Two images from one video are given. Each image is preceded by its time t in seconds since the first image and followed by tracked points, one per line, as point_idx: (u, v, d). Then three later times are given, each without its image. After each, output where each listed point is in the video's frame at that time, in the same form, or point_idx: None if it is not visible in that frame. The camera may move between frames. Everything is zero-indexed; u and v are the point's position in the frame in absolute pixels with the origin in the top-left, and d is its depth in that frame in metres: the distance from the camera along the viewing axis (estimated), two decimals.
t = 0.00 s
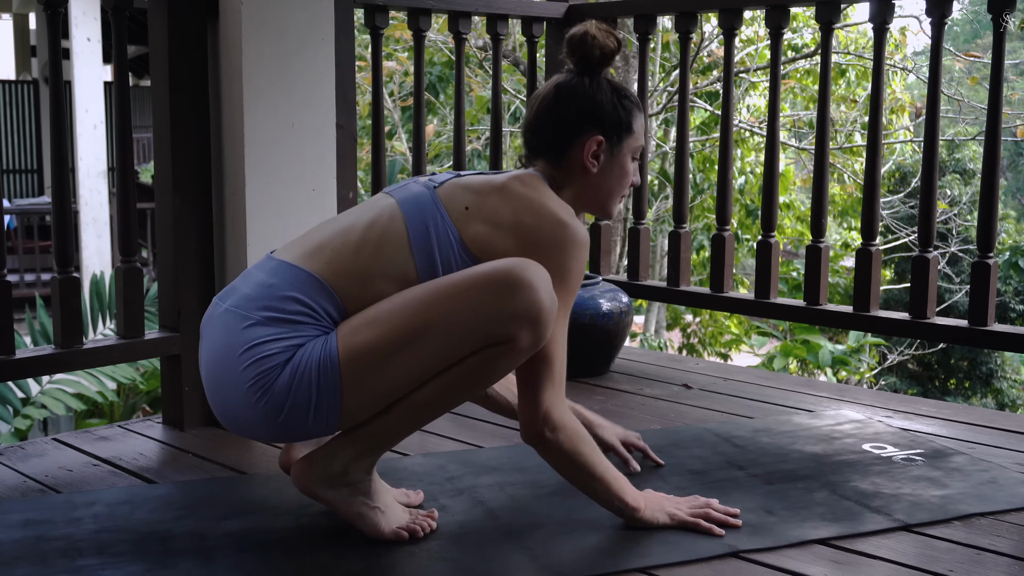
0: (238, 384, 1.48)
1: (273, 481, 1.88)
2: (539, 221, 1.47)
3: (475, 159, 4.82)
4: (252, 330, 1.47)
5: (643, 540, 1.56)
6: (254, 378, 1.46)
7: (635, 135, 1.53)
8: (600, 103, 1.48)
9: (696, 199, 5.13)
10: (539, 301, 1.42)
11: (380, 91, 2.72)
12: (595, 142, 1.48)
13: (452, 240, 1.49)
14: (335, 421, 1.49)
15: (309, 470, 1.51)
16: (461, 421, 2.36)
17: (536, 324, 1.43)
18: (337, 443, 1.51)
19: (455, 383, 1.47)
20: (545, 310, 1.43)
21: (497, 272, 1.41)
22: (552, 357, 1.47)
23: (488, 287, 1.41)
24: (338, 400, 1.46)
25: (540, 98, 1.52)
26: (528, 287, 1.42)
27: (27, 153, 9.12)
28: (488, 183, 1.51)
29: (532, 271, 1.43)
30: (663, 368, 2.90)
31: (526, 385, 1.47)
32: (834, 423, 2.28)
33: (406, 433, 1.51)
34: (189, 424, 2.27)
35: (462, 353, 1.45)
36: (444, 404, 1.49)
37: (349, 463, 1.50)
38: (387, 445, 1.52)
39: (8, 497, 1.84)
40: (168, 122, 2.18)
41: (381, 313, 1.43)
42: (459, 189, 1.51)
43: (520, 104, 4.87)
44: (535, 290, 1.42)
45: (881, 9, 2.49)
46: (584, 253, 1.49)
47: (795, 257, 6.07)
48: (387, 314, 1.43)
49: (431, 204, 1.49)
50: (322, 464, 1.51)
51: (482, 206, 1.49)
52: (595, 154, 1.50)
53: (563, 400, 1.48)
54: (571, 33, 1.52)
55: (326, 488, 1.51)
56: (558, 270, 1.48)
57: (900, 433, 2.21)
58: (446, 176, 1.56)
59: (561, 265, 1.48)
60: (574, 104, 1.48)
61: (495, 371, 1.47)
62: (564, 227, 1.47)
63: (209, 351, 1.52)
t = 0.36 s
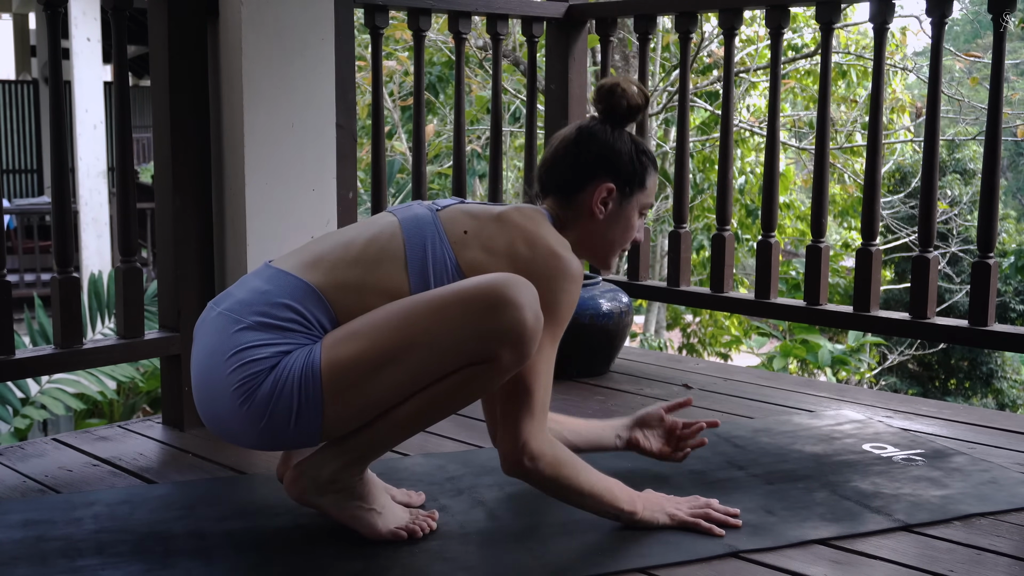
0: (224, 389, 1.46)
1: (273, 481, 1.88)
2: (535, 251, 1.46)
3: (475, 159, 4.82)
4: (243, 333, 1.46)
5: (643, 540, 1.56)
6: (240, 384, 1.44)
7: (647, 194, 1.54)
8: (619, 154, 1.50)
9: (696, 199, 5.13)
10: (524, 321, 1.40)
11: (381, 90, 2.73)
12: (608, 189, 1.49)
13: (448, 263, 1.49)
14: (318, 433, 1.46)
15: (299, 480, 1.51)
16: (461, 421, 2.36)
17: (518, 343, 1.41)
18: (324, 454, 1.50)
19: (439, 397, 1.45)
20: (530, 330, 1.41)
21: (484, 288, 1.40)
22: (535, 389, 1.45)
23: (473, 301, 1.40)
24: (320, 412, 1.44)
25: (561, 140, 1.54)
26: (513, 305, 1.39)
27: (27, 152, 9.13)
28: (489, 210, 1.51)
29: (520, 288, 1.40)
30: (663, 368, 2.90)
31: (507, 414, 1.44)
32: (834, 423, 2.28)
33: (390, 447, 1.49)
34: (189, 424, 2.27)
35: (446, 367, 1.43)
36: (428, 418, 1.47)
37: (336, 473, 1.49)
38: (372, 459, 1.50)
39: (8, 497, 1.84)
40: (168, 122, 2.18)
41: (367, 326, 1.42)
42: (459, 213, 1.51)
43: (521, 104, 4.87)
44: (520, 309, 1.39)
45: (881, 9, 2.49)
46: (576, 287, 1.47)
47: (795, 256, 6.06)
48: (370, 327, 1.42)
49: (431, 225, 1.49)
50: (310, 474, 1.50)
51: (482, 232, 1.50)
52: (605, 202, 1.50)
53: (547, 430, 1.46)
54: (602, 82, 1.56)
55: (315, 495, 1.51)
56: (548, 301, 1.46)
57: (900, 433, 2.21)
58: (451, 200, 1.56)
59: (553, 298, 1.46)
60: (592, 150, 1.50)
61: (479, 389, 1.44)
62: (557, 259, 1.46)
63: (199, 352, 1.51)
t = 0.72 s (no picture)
0: (217, 389, 1.46)
1: (273, 481, 1.88)
2: (530, 279, 1.45)
3: (475, 159, 4.82)
4: (239, 334, 1.46)
5: (643, 541, 1.56)
6: (234, 385, 1.45)
7: (652, 257, 1.54)
8: (636, 209, 1.50)
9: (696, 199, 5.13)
10: (514, 330, 1.39)
11: (381, 90, 2.73)
12: (617, 238, 1.48)
13: (447, 279, 1.48)
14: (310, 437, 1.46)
15: (298, 484, 1.54)
16: (462, 421, 2.36)
17: (507, 353, 1.40)
18: (321, 456, 1.52)
19: (431, 403, 1.45)
20: (520, 340, 1.40)
21: (476, 295, 1.39)
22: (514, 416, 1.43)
23: (465, 308, 1.39)
24: (312, 416, 1.44)
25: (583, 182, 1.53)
26: (503, 313, 1.38)
27: (28, 152, 9.13)
28: (494, 235, 1.52)
29: (512, 297, 1.40)
30: (663, 368, 2.90)
31: (487, 441, 1.42)
32: (834, 423, 2.28)
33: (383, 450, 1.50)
34: (189, 424, 2.28)
35: (438, 375, 1.43)
36: (420, 423, 1.47)
37: (332, 476, 1.51)
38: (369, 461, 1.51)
39: (8, 497, 1.84)
40: (168, 122, 2.18)
41: (359, 331, 1.41)
42: (464, 232, 1.52)
43: (521, 104, 4.87)
44: (510, 317, 1.39)
45: (881, 9, 2.49)
46: (567, 326, 1.46)
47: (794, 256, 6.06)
48: (362, 332, 1.41)
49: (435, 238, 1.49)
50: (308, 478, 1.53)
51: (485, 252, 1.50)
52: (610, 249, 1.49)
53: (527, 457, 1.44)
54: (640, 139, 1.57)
55: (314, 497, 1.53)
56: (543, 323, 1.44)
57: (900, 433, 2.22)
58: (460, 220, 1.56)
59: (543, 333, 1.44)
60: (610, 198, 1.49)
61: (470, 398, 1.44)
62: (551, 294, 1.45)
63: (195, 351, 1.51)
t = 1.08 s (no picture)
0: (216, 393, 1.46)
1: (273, 481, 1.88)
2: (527, 290, 1.45)
3: (475, 159, 4.82)
4: (238, 338, 1.45)
5: (644, 541, 1.56)
6: (233, 390, 1.44)
7: (644, 314, 1.54)
8: (643, 258, 1.50)
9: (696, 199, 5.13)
10: (510, 333, 1.38)
11: (381, 91, 2.73)
12: (619, 278, 1.48)
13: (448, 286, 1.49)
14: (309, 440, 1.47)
15: (296, 485, 1.53)
16: (461, 421, 2.36)
17: (504, 354, 1.39)
18: (319, 457, 1.51)
19: (429, 405, 1.45)
20: (517, 342, 1.39)
21: (473, 297, 1.39)
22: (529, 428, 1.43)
23: (461, 311, 1.39)
24: (310, 419, 1.44)
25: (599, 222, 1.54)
26: (500, 315, 1.38)
27: (28, 152, 9.14)
28: (494, 244, 1.53)
29: (508, 299, 1.39)
30: (662, 368, 2.90)
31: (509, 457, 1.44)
32: (834, 423, 2.28)
33: (382, 450, 1.50)
34: (188, 424, 2.28)
35: (434, 377, 1.43)
36: (419, 424, 1.47)
37: (331, 477, 1.51)
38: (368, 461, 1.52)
39: (8, 497, 1.84)
40: (168, 122, 2.18)
41: (356, 334, 1.41)
42: (466, 238, 1.52)
43: (521, 104, 4.87)
44: (507, 320, 1.38)
45: (881, 9, 2.49)
46: (566, 337, 1.45)
47: (794, 256, 6.06)
48: (358, 335, 1.41)
49: (436, 242, 1.49)
50: (306, 478, 1.52)
51: (485, 260, 1.50)
52: (608, 286, 1.49)
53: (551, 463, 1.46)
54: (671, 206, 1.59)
55: (313, 499, 1.53)
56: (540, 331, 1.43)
57: (900, 433, 2.21)
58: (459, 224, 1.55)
59: (539, 345, 1.42)
60: (621, 240, 1.50)
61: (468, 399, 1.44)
62: (546, 307, 1.44)
63: (193, 354, 1.50)
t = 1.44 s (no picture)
0: (221, 399, 1.45)
1: (273, 481, 1.88)
2: (536, 302, 1.48)
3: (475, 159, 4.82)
4: (243, 343, 1.45)
5: (645, 541, 1.56)
6: (238, 395, 1.44)
7: (629, 370, 1.58)
8: (646, 312, 1.56)
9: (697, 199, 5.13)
10: (518, 344, 1.40)
11: (381, 91, 2.72)
12: (621, 324, 1.53)
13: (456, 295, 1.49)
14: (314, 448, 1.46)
15: (298, 486, 1.52)
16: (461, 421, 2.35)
17: (512, 365, 1.41)
18: (318, 462, 1.51)
19: (435, 413, 1.45)
20: (524, 352, 1.41)
21: (480, 307, 1.40)
22: (552, 439, 1.46)
23: (468, 320, 1.40)
24: (316, 426, 1.43)
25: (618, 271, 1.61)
26: (508, 326, 1.40)
27: (28, 153, 9.15)
28: (500, 254, 1.55)
29: (516, 309, 1.41)
30: (663, 368, 2.90)
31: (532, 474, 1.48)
32: (834, 423, 2.28)
33: (384, 457, 1.50)
34: (188, 425, 2.27)
35: (441, 386, 1.43)
36: (423, 432, 1.47)
37: (331, 480, 1.51)
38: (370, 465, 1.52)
39: (8, 497, 1.84)
40: (168, 121, 2.18)
41: (361, 341, 1.41)
42: (474, 248, 1.54)
43: (521, 104, 4.86)
44: (516, 331, 1.40)
45: (881, 9, 2.49)
46: (574, 348, 1.48)
47: (794, 256, 6.05)
48: (362, 344, 1.41)
49: (444, 251, 1.50)
50: (308, 480, 1.52)
51: (493, 271, 1.52)
52: (604, 329, 1.54)
53: (570, 478, 1.51)
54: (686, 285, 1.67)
55: (314, 500, 1.53)
56: (549, 340, 1.45)
57: (900, 433, 2.21)
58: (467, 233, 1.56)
59: (549, 356, 1.45)
60: (632, 291, 1.57)
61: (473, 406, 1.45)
62: (555, 320, 1.47)
63: (197, 360, 1.50)
